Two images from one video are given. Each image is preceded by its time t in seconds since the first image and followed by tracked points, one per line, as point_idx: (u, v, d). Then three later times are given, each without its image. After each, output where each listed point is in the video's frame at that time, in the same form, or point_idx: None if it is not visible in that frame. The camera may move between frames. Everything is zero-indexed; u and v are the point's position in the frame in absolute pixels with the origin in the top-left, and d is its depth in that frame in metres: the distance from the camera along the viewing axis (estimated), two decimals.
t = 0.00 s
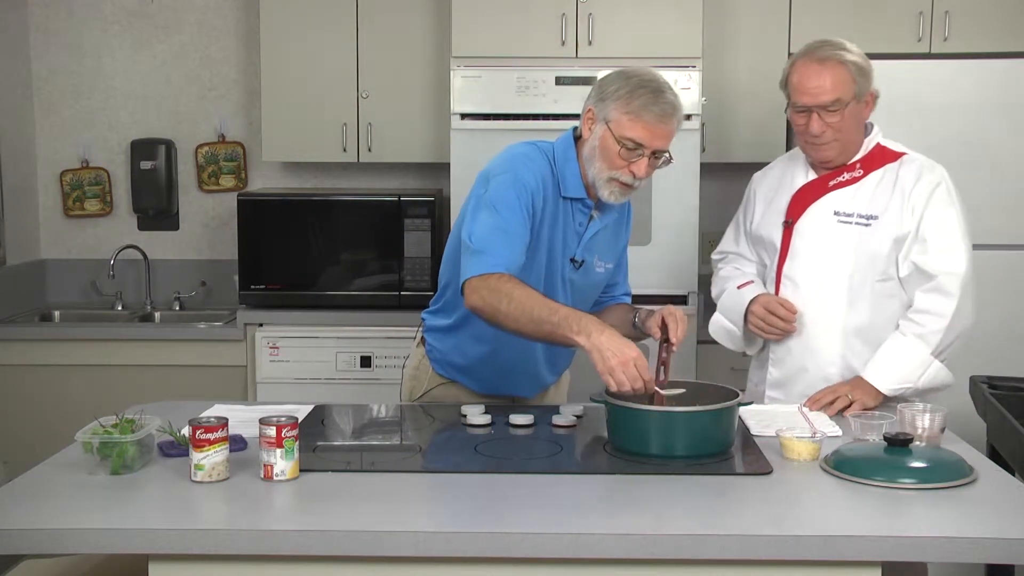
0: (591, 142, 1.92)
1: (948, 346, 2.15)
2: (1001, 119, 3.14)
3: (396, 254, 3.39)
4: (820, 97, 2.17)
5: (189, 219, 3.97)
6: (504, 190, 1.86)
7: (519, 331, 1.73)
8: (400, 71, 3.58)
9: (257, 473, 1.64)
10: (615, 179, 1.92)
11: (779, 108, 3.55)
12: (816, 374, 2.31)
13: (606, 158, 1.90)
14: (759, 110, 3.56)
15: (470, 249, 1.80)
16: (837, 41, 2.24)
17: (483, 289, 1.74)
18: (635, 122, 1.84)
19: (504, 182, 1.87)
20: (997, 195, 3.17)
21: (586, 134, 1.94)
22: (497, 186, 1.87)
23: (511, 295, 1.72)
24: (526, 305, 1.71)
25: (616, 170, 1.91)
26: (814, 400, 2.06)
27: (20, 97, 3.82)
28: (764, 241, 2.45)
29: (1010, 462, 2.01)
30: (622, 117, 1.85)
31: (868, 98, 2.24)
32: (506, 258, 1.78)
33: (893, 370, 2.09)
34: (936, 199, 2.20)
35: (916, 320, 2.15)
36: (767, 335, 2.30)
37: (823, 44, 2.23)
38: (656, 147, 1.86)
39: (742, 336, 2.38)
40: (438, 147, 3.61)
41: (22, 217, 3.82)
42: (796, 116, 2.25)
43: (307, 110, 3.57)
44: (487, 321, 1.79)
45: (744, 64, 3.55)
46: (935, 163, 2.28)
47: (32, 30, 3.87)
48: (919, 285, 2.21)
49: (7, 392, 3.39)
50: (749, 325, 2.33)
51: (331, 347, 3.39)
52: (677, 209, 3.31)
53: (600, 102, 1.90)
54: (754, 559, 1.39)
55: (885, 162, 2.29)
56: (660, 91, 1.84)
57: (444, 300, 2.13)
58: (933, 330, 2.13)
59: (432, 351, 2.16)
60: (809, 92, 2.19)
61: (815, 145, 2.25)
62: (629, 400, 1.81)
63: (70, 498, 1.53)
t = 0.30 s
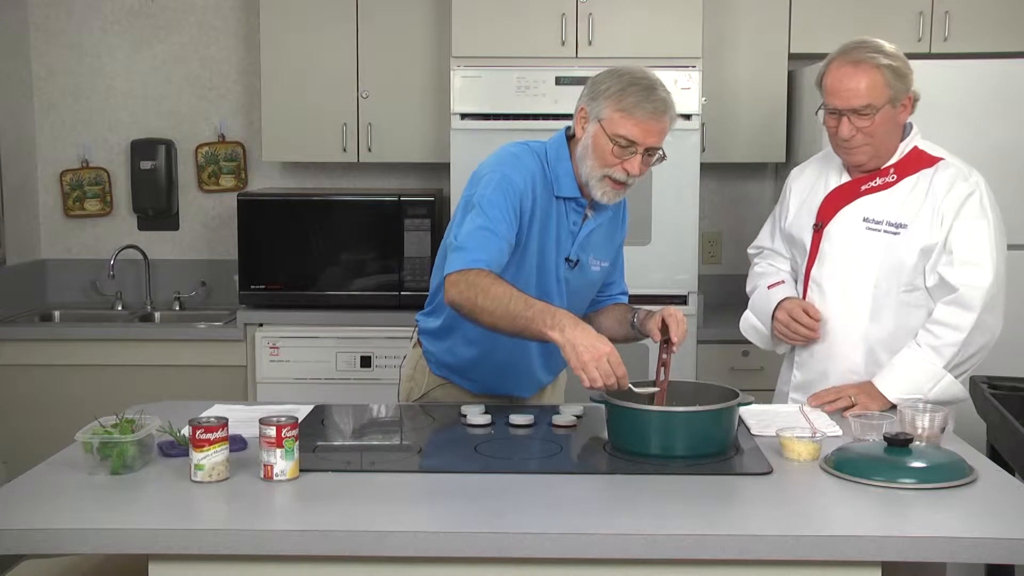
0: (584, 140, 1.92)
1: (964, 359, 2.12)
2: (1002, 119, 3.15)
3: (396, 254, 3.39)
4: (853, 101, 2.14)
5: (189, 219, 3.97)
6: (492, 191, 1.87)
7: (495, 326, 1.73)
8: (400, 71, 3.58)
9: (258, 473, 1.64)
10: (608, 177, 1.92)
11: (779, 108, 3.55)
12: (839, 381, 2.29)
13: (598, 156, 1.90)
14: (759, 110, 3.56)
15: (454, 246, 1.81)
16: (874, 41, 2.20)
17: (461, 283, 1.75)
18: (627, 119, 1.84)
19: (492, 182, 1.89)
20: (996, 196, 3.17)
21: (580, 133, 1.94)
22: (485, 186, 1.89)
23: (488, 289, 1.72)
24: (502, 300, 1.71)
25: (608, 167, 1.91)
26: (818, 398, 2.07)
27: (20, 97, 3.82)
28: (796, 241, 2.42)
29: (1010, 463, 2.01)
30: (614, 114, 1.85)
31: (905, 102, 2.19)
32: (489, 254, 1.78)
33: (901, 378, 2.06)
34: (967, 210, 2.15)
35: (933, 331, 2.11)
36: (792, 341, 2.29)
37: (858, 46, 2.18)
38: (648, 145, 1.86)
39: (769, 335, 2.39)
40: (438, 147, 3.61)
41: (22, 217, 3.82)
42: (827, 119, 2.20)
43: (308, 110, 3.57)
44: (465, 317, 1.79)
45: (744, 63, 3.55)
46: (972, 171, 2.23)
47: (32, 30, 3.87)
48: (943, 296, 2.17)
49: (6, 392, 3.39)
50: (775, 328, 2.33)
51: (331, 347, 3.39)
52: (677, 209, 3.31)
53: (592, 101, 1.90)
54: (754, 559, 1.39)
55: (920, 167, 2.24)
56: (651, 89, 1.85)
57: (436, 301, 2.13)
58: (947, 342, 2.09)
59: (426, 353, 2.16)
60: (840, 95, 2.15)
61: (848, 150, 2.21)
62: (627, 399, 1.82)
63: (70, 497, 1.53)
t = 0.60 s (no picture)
0: (578, 139, 1.93)
1: (967, 364, 2.11)
2: (1002, 119, 3.15)
3: (396, 254, 3.39)
4: (865, 102, 2.12)
5: (189, 219, 3.97)
6: (484, 192, 1.88)
7: (480, 327, 1.72)
8: (400, 71, 3.58)
9: (257, 473, 1.64)
10: (602, 176, 1.92)
11: (778, 108, 3.55)
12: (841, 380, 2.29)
13: (592, 155, 1.90)
14: (759, 110, 3.56)
15: (443, 246, 1.82)
16: (889, 42, 2.18)
17: (447, 284, 1.74)
18: (620, 118, 1.84)
19: (484, 184, 1.90)
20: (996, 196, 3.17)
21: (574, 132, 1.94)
22: (477, 187, 1.90)
23: (474, 290, 1.72)
24: (486, 301, 1.71)
25: (602, 167, 1.91)
26: (819, 395, 2.07)
27: (20, 97, 3.82)
28: (803, 238, 2.41)
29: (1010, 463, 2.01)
30: (607, 114, 1.85)
31: (918, 105, 2.17)
32: (477, 255, 1.79)
33: (903, 380, 2.06)
34: (976, 216, 2.15)
35: (938, 335, 2.10)
36: (797, 341, 2.29)
37: (872, 47, 2.17)
38: (642, 144, 1.86)
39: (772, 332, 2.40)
40: (438, 147, 3.61)
41: (22, 217, 3.82)
42: (839, 119, 2.19)
43: (308, 110, 3.57)
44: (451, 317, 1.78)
45: (744, 63, 3.55)
46: (983, 176, 2.22)
47: (32, 30, 3.87)
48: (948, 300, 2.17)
49: (7, 393, 3.39)
50: (779, 328, 2.33)
51: (331, 347, 3.39)
52: (677, 209, 3.31)
53: (585, 100, 1.90)
54: (754, 559, 1.39)
55: (931, 170, 2.23)
56: (645, 87, 1.84)
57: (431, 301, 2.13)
58: (950, 346, 2.08)
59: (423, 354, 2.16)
60: (853, 96, 2.14)
61: (858, 151, 2.20)
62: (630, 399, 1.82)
63: (69, 497, 1.53)
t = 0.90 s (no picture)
0: (575, 140, 1.92)
1: (963, 361, 2.11)
2: (1002, 120, 3.15)
3: (396, 254, 3.39)
4: (853, 100, 2.13)
5: (189, 219, 3.97)
6: (479, 190, 1.89)
7: (469, 324, 1.73)
8: (400, 71, 3.58)
9: (257, 473, 1.64)
10: (600, 177, 1.92)
11: (778, 108, 3.55)
12: (832, 377, 2.28)
13: (590, 156, 1.90)
14: (759, 110, 3.56)
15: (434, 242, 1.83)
16: (878, 40, 2.19)
17: (438, 279, 1.75)
18: (619, 119, 1.84)
19: (479, 182, 1.90)
20: (996, 196, 3.17)
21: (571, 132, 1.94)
22: (473, 186, 1.91)
23: (463, 286, 1.73)
24: (475, 297, 1.71)
25: (600, 167, 1.91)
26: (819, 396, 2.07)
27: (20, 97, 3.82)
28: (791, 238, 2.41)
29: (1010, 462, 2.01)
30: (606, 115, 1.85)
31: (906, 102, 2.18)
32: (469, 253, 1.79)
33: (903, 378, 2.05)
34: (967, 213, 2.15)
35: (934, 331, 2.10)
36: (790, 339, 2.27)
37: (861, 45, 2.17)
38: (640, 145, 1.86)
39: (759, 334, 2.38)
40: (438, 147, 3.61)
41: (22, 217, 3.82)
42: (828, 117, 2.20)
43: (307, 110, 3.57)
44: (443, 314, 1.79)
45: (744, 63, 3.55)
46: (972, 174, 2.22)
47: (32, 30, 3.87)
48: (942, 298, 2.17)
49: (6, 393, 3.39)
50: (770, 325, 2.31)
51: (331, 347, 3.39)
52: (677, 209, 3.31)
53: (583, 100, 1.90)
54: (755, 559, 1.39)
55: (920, 169, 2.23)
56: (642, 88, 1.84)
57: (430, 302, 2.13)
58: (949, 343, 2.08)
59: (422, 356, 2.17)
60: (842, 94, 2.14)
61: (848, 149, 2.20)
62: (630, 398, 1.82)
63: (70, 497, 1.53)
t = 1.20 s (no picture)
0: (575, 140, 1.92)
1: (958, 358, 2.11)
2: (1001, 120, 3.15)
3: (396, 254, 3.39)
4: (837, 99, 2.13)
5: (189, 219, 3.97)
6: (476, 189, 1.89)
7: (458, 316, 1.72)
8: (399, 71, 3.58)
9: (258, 473, 1.64)
10: (599, 177, 1.92)
11: (778, 108, 3.55)
12: (823, 376, 2.26)
13: (589, 156, 1.90)
14: (759, 110, 3.56)
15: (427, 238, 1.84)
16: (860, 40, 2.20)
17: (427, 273, 1.75)
18: (619, 120, 1.84)
19: (476, 181, 1.91)
20: (997, 195, 3.17)
21: (571, 132, 1.94)
22: (470, 185, 1.91)
23: (450, 279, 1.72)
24: (464, 288, 1.71)
25: (599, 168, 1.91)
26: (819, 397, 2.06)
27: (20, 97, 3.82)
28: (778, 238, 2.39)
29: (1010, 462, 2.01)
30: (606, 115, 1.85)
31: (889, 101, 2.19)
32: (460, 249, 1.79)
33: (901, 378, 2.05)
34: (955, 210, 2.15)
35: (928, 330, 2.10)
36: (780, 337, 2.25)
37: (843, 45, 2.18)
38: (639, 145, 1.86)
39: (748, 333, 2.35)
40: (438, 147, 3.61)
41: (22, 217, 3.82)
42: (812, 117, 2.20)
43: (307, 110, 3.57)
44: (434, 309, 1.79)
45: (744, 63, 3.55)
46: (958, 172, 2.23)
47: (32, 30, 3.87)
48: (933, 295, 2.17)
49: (6, 393, 3.39)
50: (759, 325, 2.29)
51: (331, 347, 3.39)
52: (677, 208, 3.31)
53: (583, 101, 1.90)
54: (756, 559, 1.39)
55: (905, 167, 2.23)
56: (642, 88, 1.84)
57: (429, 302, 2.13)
58: (945, 341, 2.09)
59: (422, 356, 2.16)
60: (826, 93, 2.14)
61: (833, 148, 2.20)
62: (630, 399, 1.82)
63: (71, 497, 1.53)
